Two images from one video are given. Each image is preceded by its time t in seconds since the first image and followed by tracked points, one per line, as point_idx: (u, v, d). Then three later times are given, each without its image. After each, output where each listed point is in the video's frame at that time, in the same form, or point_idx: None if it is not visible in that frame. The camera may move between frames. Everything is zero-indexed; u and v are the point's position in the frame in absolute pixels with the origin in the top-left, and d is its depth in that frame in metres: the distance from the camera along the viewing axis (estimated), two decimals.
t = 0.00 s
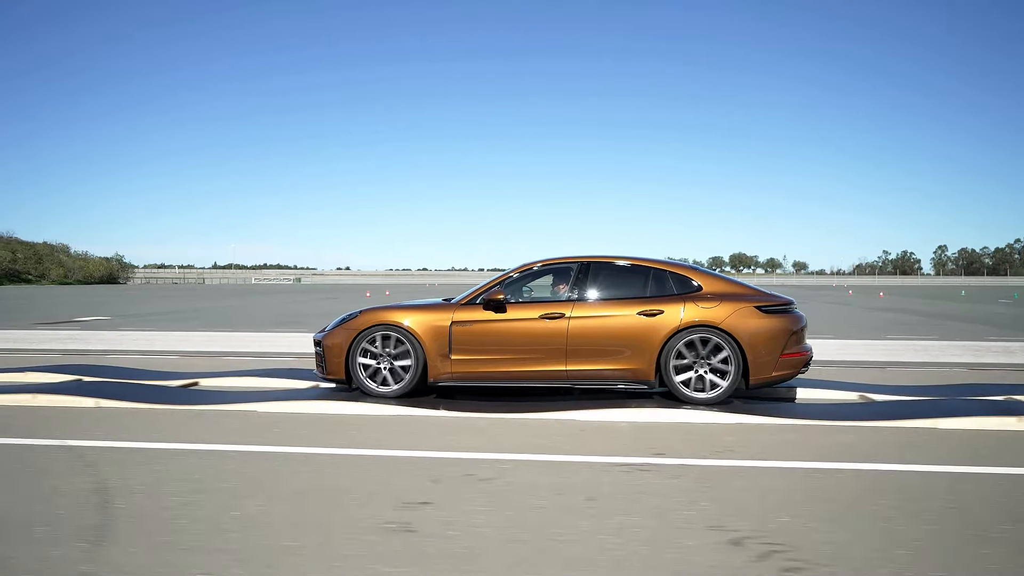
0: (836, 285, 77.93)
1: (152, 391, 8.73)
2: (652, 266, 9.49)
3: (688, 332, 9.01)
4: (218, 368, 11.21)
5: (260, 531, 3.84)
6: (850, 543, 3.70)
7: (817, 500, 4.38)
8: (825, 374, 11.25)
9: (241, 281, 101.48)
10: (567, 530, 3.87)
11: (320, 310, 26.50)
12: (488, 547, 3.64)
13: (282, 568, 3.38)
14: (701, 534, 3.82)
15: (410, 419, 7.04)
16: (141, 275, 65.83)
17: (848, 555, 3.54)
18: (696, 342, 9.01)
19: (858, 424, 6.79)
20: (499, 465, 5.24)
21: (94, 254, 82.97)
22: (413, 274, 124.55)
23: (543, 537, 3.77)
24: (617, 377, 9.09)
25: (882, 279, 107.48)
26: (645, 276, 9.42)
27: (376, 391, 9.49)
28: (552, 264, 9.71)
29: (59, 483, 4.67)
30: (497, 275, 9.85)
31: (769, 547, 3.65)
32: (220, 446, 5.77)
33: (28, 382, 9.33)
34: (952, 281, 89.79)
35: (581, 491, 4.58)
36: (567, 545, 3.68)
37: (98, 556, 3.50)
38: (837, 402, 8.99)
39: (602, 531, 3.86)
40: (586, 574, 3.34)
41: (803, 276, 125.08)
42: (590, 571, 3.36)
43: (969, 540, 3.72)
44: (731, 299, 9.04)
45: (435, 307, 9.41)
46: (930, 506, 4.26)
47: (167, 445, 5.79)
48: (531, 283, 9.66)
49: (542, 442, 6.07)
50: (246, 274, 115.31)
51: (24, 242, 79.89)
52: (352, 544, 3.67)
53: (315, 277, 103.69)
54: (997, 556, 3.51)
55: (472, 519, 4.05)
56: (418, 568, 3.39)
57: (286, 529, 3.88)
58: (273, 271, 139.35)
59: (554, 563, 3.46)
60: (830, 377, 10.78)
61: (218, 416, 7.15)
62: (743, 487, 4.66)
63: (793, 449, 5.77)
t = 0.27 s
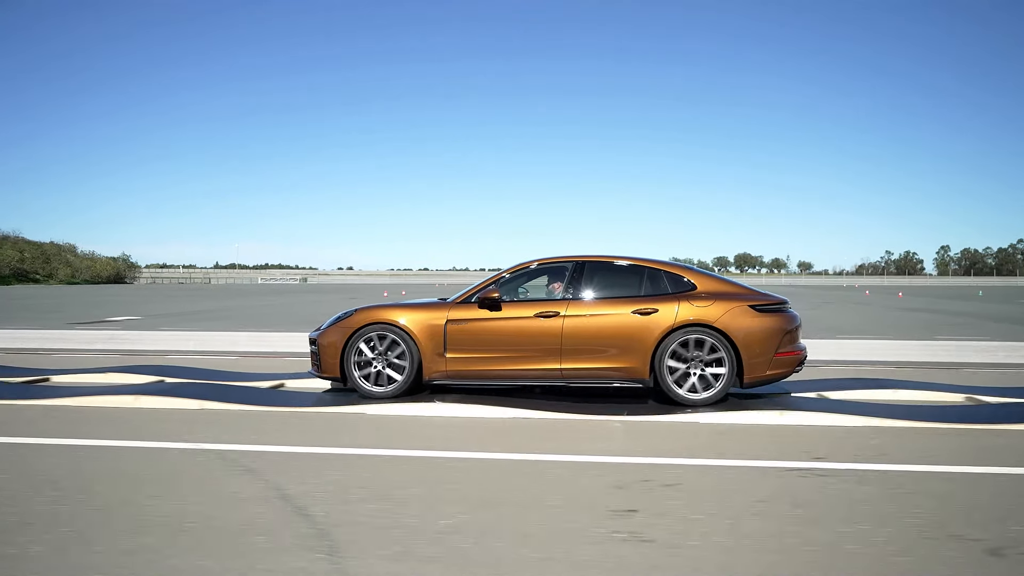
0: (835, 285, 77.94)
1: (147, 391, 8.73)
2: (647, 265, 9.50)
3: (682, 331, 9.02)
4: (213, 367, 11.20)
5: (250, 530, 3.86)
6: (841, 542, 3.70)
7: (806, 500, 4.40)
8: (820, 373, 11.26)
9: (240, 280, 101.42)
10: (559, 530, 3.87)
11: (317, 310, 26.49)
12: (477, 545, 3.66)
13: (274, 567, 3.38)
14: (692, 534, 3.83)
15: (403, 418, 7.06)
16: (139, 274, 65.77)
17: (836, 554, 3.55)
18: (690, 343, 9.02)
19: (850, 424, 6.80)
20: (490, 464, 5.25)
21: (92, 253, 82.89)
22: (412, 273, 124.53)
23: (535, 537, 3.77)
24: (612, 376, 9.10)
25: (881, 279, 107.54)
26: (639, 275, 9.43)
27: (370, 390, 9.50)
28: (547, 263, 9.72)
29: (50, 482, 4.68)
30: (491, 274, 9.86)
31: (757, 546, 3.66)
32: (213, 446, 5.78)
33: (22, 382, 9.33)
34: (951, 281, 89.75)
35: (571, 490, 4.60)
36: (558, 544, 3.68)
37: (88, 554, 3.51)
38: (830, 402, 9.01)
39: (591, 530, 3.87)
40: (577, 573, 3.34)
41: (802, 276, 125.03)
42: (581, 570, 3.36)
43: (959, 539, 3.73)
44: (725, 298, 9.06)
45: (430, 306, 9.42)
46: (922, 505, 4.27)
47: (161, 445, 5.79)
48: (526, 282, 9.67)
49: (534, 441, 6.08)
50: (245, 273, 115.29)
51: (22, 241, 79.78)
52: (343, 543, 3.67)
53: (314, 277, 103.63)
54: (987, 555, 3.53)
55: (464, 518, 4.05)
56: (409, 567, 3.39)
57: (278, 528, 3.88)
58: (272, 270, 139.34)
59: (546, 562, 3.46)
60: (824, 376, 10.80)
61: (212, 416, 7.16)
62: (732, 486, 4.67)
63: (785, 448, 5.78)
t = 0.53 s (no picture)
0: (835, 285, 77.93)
1: (139, 390, 8.75)
2: (640, 266, 9.51)
3: (675, 333, 9.03)
4: (207, 367, 11.21)
5: (233, 528, 3.87)
6: (825, 543, 3.71)
7: (789, 500, 4.41)
8: (813, 373, 11.27)
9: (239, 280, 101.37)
10: (545, 530, 3.88)
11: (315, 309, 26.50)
12: (458, 544, 3.68)
13: (259, 566, 3.39)
14: (678, 534, 3.84)
15: (393, 419, 7.07)
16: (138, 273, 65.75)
17: (815, 554, 3.57)
18: (682, 346, 9.04)
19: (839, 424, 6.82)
20: (476, 464, 5.27)
21: (91, 253, 82.81)
22: (412, 273, 124.53)
23: (521, 537, 3.78)
24: (604, 376, 9.12)
25: (881, 279, 107.53)
26: (632, 275, 9.45)
27: (364, 390, 9.52)
28: (540, 264, 9.73)
29: (38, 481, 4.69)
30: (485, 274, 9.88)
31: (737, 545, 3.68)
32: (202, 445, 5.80)
33: (16, 381, 9.34)
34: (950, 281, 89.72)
35: (556, 489, 4.61)
36: (543, 544, 3.69)
37: (71, 552, 3.53)
38: (822, 402, 9.02)
39: (573, 529, 3.89)
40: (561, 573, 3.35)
41: (802, 276, 124.98)
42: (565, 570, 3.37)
43: (943, 540, 3.75)
44: (718, 299, 9.07)
45: (423, 306, 9.44)
46: (908, 507, 4.28)
47: (151, 443, 5.80)
48: (519, 283, 9.68)
49: (523, 441, 6.09)
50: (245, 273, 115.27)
51: (21, 240, 79.75)
52: (329, 543, 3.68)
53: (312, 276, 103.51)
54: (971, 556, 3.54)
55: (447, 518, 4.07)
56: (394, 566, 3.40)
57: (265, 526, 3.89)
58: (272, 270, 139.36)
59: (531, 562, 3.47)
60: (817, 376, 10.82)
61: (202, 415, 7.17)
62: (716, 486, 4.69)
63: (774, 449, 5.79)
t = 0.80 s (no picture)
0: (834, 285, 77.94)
1: (133, 389, 8.74)
2: (633, 265, 9.52)
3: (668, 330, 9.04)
4: (201, 366, 11.21)
5: (220, 523, 3.87)
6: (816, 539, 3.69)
7: (776, 495, 4.41)
8: (807, 371, 11.28)
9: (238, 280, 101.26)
10: (536, 527, 3.85)
11: (312, 309, 26.51)
12: (443, 539, 3.68)
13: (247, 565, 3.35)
14: (669, 531, 3.81)
15: (385, 416, 7.07)
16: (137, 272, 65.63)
17: (801, 549, 3.57)
18: (676, 338, 9.06)
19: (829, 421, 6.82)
20: (465, 460, 5.27)
21: (90, 252, 82.64)
22: (412, 273, 124.53)
23: (508, 532, 3.78)
24: (598, 375, 9.12)
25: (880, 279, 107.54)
26: (626, 274, 9.45)
27: (358, 388, 9.53)
28: (534, 263, 9.74)
29: (26, 477, 4.68)
30: (479, 274, 9.89)
31: (723, 540, 3.68)
32: (192, 442, 5.79)
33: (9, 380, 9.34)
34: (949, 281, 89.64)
35: (544, 486, 4.62)
36: (534, 541, 3.66)
37: (57, 547, 3.53)
38: (815, 400, 9.03)
39: (559, 525, 3.89)
40: (549, 567, 3.35)
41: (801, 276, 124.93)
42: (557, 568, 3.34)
43: (935, 536, 3.73)
44: (711, 298, 9.08)
45: (417, 305, 9.45)
46: (899, 503, 4.27)
47: (143, 442, 5.78)
48: (513, 283, 9.70)
49: (513, 438, 6.10)
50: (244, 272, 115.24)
51: (20, 240, 79.61)
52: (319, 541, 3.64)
53: (312, 276, 103.51)
54: (956, 551, 3.54)
55: (434, 513, 4.07)
56: (384, 564, 3.37)
57: (254, 525, 3.85)
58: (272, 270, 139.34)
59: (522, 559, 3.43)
60: (810, 374, 10.83)
61: (195, 413, 7.17)
62: (704, 482, 4.69)
63: (764, 446, 5.79)
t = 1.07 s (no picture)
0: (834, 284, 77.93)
1: (128, 389, 8.78)
2: (627, 264, 9.53)
3: (661, 330, 9.07)
4: (198, 365, 11.25)
5: (205, 524, 3.90)
6: (795, 540, 3.71)
7: (759, 496, 4.44)
8: (801, 370, 11.30)
9: (239, 279, 101.21)
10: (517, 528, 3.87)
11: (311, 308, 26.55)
12: (426, 540, 3.71)
13: (226, 566, 3.37)
14: (650, 531, 3.82)
15: (377, 416, 7.10)
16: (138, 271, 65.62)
17: (779, 549, 3.60)
18: (668, 345, 9.08)
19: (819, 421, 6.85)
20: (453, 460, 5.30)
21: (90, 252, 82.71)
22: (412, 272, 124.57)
23: (490, 532, 3.81)
24: (591, 374, 9.16)
25: (880, 279, 107.52)
26: (619, 273, 9.47)
27: (352, 387, 9.56)
28: (528, 262, 9.76)
29: (16, 478, 4.72)
30: (473, 272, 9.91)
31: (703, 540, 3.71)
32: (183, 442, 5.82)
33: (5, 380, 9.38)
34: (950, 280, 89.57)
35: (530, 486, 4.64)
36: (514, 543, 3.68)
37: (42, 547, 3.56)
38: (807, 400, 9.05)
39: (541, 525, 3.92)
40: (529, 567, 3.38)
41: (803, 275, 124.61)
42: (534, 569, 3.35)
43: (914, 537, 3.74)
44: (704, 297, 9.10)
45: (411, 304, 9.48)
46: (881, 503, 4.28)
47: (132, 442, 5.80)
48: (507, 281, 9.72)
49: (502, 437, 6.12)
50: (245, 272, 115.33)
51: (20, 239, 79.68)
52: (297, 542, 3.66)
53: (312, 275, 103.57)
54: (933, 551, 3.57)
55: (418, 513, 4.10)
56: (362, 565, 3.38)
57: (236, 526, 3.87)
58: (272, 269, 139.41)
59: (500, 560, 3.45)
60: (804, 374, 10.85)
61: (188, 413, 7.20)
62: (689, 483, 4.72)
63: (752, 446, 5.82)
